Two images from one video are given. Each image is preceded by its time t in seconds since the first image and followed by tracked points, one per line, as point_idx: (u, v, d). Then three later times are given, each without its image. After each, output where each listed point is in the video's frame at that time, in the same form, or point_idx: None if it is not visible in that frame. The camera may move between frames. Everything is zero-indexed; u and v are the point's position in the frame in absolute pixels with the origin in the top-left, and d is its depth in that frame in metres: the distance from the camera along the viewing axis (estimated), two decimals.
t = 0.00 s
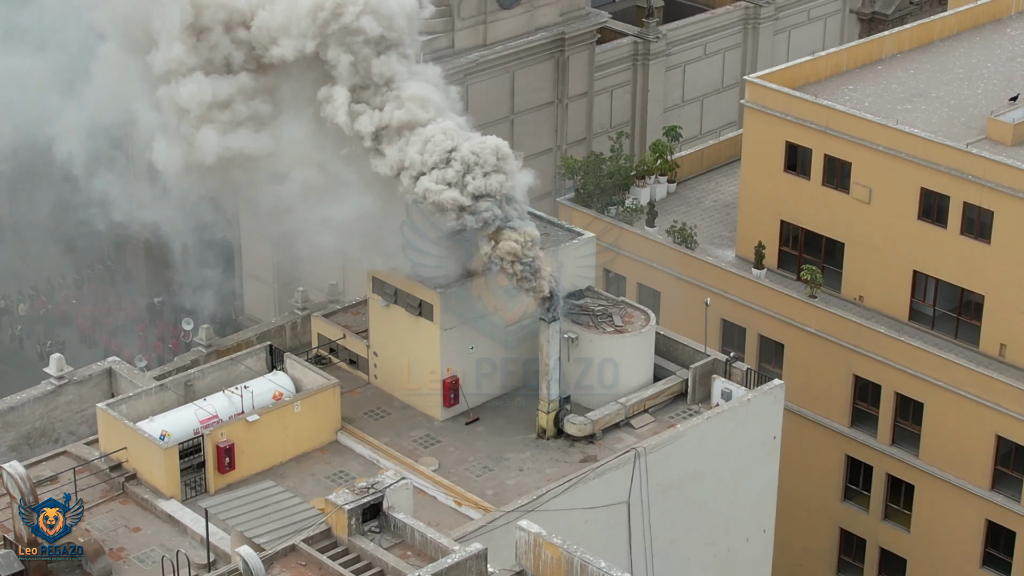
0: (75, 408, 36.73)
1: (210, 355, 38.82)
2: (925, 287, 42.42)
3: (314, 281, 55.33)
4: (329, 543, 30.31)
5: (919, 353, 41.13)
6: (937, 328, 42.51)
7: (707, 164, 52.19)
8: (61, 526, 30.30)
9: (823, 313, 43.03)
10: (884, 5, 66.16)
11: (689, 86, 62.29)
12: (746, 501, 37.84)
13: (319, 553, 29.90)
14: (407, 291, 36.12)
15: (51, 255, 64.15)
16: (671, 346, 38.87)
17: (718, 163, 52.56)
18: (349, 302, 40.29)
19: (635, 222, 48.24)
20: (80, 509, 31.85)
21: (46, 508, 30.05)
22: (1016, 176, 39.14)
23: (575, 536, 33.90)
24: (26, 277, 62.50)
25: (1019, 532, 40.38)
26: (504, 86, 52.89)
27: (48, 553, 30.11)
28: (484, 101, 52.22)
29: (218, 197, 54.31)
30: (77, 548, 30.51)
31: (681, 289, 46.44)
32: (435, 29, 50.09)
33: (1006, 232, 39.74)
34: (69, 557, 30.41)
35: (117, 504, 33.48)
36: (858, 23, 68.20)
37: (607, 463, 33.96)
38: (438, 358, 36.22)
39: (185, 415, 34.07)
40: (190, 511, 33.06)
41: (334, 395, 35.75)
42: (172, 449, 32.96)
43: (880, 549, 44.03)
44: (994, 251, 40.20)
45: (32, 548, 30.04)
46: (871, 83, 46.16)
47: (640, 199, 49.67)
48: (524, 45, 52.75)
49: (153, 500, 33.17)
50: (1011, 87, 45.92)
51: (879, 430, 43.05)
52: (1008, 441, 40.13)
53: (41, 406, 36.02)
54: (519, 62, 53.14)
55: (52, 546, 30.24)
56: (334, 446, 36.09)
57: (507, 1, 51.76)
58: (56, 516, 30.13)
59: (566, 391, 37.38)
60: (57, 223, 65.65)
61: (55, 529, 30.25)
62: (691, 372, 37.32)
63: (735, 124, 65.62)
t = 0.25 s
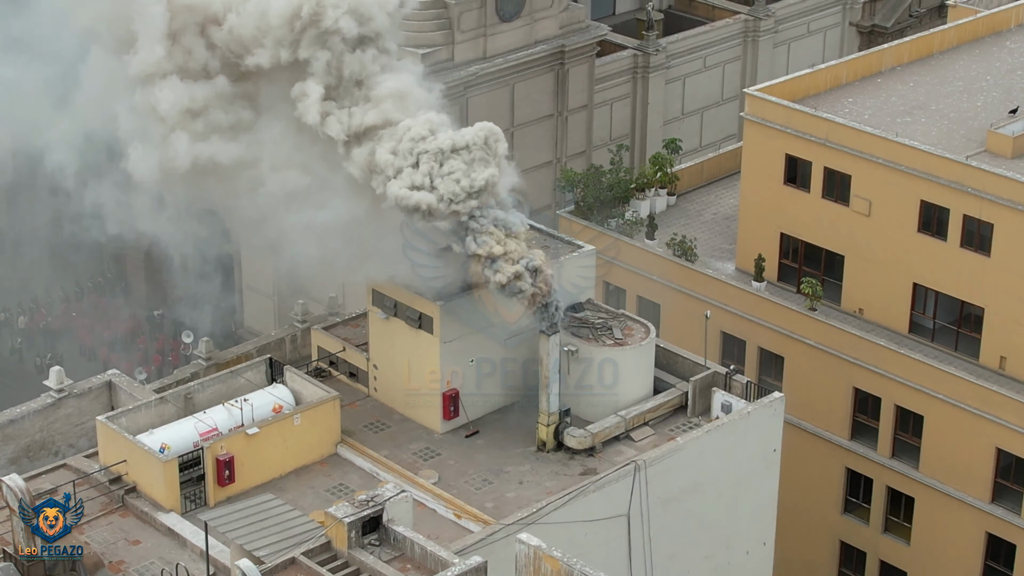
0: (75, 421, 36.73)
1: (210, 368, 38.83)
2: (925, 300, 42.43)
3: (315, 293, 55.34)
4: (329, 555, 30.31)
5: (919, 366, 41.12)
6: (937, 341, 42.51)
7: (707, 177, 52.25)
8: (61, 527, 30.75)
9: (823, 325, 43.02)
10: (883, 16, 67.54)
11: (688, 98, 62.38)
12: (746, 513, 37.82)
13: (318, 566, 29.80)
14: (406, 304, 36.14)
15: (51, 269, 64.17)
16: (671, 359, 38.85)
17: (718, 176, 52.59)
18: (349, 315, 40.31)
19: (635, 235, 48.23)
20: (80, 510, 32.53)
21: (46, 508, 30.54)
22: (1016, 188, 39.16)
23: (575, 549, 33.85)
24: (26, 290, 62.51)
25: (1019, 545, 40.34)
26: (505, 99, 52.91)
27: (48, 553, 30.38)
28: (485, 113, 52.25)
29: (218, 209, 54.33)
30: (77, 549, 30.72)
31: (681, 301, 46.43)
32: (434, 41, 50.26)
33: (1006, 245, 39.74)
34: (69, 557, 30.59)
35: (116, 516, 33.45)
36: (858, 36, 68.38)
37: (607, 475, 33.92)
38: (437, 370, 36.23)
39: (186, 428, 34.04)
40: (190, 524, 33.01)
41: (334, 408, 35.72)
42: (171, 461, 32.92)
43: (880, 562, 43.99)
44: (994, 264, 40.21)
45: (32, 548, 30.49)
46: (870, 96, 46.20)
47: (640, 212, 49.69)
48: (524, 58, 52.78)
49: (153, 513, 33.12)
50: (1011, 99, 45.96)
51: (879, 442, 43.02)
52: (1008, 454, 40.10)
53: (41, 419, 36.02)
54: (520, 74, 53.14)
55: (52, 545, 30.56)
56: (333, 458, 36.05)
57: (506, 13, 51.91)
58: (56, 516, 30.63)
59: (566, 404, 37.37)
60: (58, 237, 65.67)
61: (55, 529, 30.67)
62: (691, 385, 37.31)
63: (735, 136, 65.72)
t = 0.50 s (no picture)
0: (74, 433, 36.72)
1: (209, 380, 38.84)
2: (925, 312, 42.44)
3: (315, 305, 55.35)
4: (329, 568, 30.40)
5: (919, 378, 41.12)
6: (936, 353, 42.52)
7: (707, 190, 52.26)
8: (61, 526, 31.80)
9: (823, 337, 43.02)
10: (882, 28, 67.88)
11: (688, 111, 62.47)
12: (745, 525, 37.80)
13: None
14: (407, 316, 36.16)
15: (50, 282, 64.19)
16: (671, 371, 38.83)
17: (718, 188, 52.61)
18: (349, 327, 40.32)
19: (635, 247, 48.32)
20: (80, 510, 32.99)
21: (46, 508, 31.56)
22: (1016, 201, 39.19)
23: (575, 562, 33.82)
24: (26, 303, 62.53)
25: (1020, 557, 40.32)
26: (505, 111, 52.93)
27: (50, 553, 31.54)
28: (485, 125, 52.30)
29: (217, 221, 54.40)
30: (77, 548, 31.89)
31: (681, 313, 46.42)
32: (435, 54, 50.14)
33: (1006, 257, 39.76)
34: (70, 556, 31.72)
35: (116, 528, 33.42)
36: (857, 48, 68.47)
37: (607, 487, 33.91)
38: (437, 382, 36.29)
39: (185, 439, 34.12)
40: (190, 536, 32.97)
41: (333, 420, 35.68)
42: (171, 473, 32.89)
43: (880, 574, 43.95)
44: (994, 276, 40.22)
45: (33, 547, 31.46)
46: (870, 108, 46.24)
47: (640, 224, 49.70)
48: (525, 70, 52.81)
49: (153, 525, 33.08)
50: (1011, 111, 45.99)
51: (879, 454, 43.00)
52: (1008, 466, 40.11)
53: (40, 431, 36.01)
54: (519, 86, 53.15)
55: (52, 545, 31.68)
56: (333, 471, 36.00)
57: (506, 25, 51.98)
58: (56, 516, 31.66)
59: (566, 416, 37.36)
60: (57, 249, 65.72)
61: (55, 529, 31.71)
62: (691, 397, 37.26)
63: (735, 149, 65.69)
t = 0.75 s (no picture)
0: (74, 446, 36.71)
1: (210, 393, 38.87)
2: (925, 324, 42.44)
3: (314, 316, 55.56)
4: None
5: (919, 390, 41.12)
6: (937, 365, 42.52)
7: (706, 202, 52.32)
8: (61, 526, 32.62)
9: (823, 349, 43.01)
10: (883, 40, 67.58)
11: (688, 123, 62.55)
12: (745, 537, 37.77)
13: None
14: (407, 328, 36.20)
15: (50, 295, 64.22)
16: (671, 383, 38.82)
17: (718, 200, 52.64)
18: (348, 339, 40.36)
19: (635, 258, 48.44)
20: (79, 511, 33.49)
21: (46, 508, 32.46)
22: (1015, 212, 39.22)
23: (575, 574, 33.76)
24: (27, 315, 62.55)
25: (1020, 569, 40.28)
26: (505, 123, 52.96)
27: (50, 553, 32.33)
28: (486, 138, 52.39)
29: (216, 232, 54.45)
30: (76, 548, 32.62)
31: (681, 325, 46.43)
32: (435, 66, 50.14)
33: (1006, 269, 39.77)
34: (69, 555, 32.39)
35: (116, 541, 33.33)
36: (857, 60, 68.51)
37: (608, 499, 33.87)
38: (437, 394, 36.37)
39: (185, 452, 34.11)
40: (190, 548, 32.88)
41: (333, 432, 35.65)
42: (170, 485, 32.84)
43: None
44: (994, 288, 40.22)
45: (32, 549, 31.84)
46: (870, 120, 46.27)
47: (640, 236, 49.70)
48: (525, 82, 52.87)
49: (152, 537, 32.99)
50: (1011, 123, 46.00)
51: (879, 466, 42.98)
52: (1008, 478, 40.08)
53: (40, 443, 36.02)
54: (519, 98, 53.18)
55: (52, 545, 32.49)
56: (333, 483, 35.95)
57: (506, 37, 52.00)
58: (56, 516, 32.49)
59: (566, 428, 37.35)
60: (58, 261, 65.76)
61: (55, 529, 32.56)
62: (691, 409, 37.25)
63: (735, 161, 65.69)
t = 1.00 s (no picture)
0: (74, 457, 36.72)
1: (210, 405, 38.90)
2: (925, 335, 42.44)
3: (313, 329, 56.23)
4: None
5: (919, 402, 41.12)
6: (937, 377, 42.53)
7: (707, 214, 52.35)
8: (61, 527, 33.15)
9: (823, 361, 43.02)
10: (883, 52, 68.32)
11: (688, 134, 62.60)
12: (746, 549, 37.73)
13: None
14: (407, 339, 36.21)
15: (50, 306, 64.13)
16: (671, 395, 38.79)
17: (718, 212, 52.66)
18: (349, 351, 40.38)
19: (635, 270, 48.42)
20: (79, 511, 33.89)
21: (46, 508, 32.98)
22: (1016, 224, 39.23)
23: None
24: (26, 326, 62.50)
25: None
26: (505, 134, 53.05)
27: (48, 553, 32.72)
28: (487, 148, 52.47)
29: (216, 243, 54.43)
30: (76, 549, 33.04)
31: (681, 336, 46.43)
32: (435, 77, 50.16)
33: (1006, 281, 39.78)
34: (68, 555, 32.81)
35: (115, 552, 33.29)
36: (857, 72, 68.66)
37: (608, 511, 33.86)
38: (437, 406, 36.26)
39: (185, 463, 34.11)
40: (189, 560, 32.80)
41: (333, 444, 35.61)
42: (170, 496, 32.77)
43: None
44: (995, 299, 40.22)
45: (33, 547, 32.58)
46: (870, 132, 46.32)
47: (640, 247, 49.75)
48: (526, 93, 53.00)
49: (152, 549, 32.94)
50: (1011, 135, 46.05)
51: (879, 478, 42.96)
52: (1008, 490, 40.07)
53: (41, 454, 36.03)
54: (519, 110, 53.28)
55: (51, 546, 32.93)
56: (333, 494, 35.88)
57: (506, 49, 51.99)
58: (56, 516, 33.07)
59: (566, 441, 37.33)
60: (57, 272, 65.70)
61: (55, 529, 33.08)
62: (691, 420, 37.26)
63: (735, 172, 65.76)
